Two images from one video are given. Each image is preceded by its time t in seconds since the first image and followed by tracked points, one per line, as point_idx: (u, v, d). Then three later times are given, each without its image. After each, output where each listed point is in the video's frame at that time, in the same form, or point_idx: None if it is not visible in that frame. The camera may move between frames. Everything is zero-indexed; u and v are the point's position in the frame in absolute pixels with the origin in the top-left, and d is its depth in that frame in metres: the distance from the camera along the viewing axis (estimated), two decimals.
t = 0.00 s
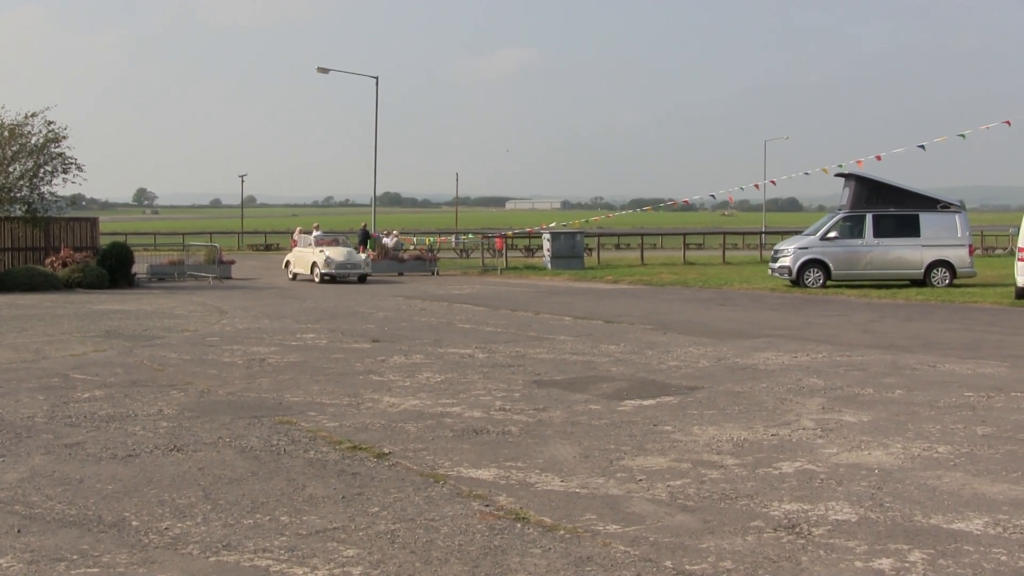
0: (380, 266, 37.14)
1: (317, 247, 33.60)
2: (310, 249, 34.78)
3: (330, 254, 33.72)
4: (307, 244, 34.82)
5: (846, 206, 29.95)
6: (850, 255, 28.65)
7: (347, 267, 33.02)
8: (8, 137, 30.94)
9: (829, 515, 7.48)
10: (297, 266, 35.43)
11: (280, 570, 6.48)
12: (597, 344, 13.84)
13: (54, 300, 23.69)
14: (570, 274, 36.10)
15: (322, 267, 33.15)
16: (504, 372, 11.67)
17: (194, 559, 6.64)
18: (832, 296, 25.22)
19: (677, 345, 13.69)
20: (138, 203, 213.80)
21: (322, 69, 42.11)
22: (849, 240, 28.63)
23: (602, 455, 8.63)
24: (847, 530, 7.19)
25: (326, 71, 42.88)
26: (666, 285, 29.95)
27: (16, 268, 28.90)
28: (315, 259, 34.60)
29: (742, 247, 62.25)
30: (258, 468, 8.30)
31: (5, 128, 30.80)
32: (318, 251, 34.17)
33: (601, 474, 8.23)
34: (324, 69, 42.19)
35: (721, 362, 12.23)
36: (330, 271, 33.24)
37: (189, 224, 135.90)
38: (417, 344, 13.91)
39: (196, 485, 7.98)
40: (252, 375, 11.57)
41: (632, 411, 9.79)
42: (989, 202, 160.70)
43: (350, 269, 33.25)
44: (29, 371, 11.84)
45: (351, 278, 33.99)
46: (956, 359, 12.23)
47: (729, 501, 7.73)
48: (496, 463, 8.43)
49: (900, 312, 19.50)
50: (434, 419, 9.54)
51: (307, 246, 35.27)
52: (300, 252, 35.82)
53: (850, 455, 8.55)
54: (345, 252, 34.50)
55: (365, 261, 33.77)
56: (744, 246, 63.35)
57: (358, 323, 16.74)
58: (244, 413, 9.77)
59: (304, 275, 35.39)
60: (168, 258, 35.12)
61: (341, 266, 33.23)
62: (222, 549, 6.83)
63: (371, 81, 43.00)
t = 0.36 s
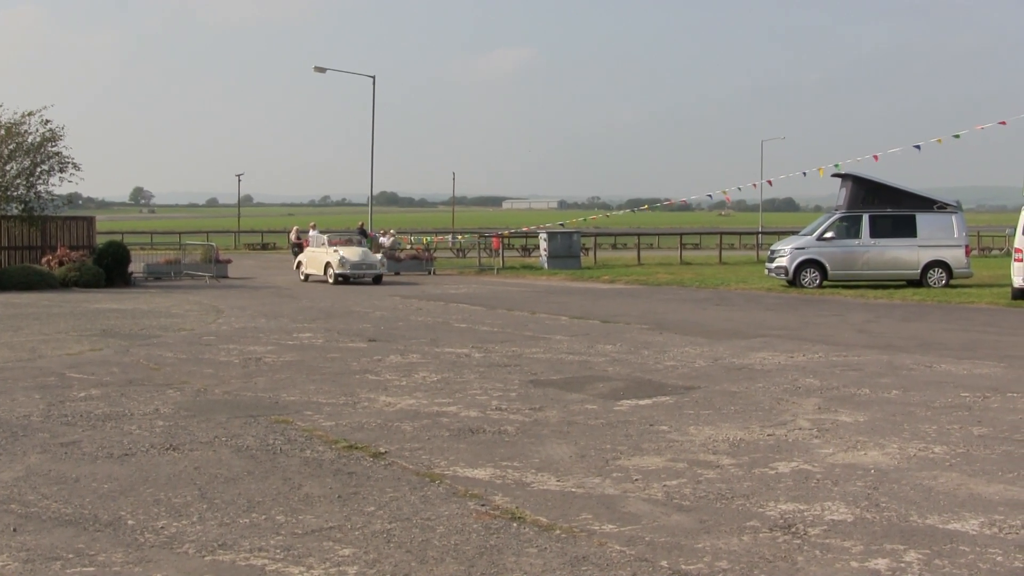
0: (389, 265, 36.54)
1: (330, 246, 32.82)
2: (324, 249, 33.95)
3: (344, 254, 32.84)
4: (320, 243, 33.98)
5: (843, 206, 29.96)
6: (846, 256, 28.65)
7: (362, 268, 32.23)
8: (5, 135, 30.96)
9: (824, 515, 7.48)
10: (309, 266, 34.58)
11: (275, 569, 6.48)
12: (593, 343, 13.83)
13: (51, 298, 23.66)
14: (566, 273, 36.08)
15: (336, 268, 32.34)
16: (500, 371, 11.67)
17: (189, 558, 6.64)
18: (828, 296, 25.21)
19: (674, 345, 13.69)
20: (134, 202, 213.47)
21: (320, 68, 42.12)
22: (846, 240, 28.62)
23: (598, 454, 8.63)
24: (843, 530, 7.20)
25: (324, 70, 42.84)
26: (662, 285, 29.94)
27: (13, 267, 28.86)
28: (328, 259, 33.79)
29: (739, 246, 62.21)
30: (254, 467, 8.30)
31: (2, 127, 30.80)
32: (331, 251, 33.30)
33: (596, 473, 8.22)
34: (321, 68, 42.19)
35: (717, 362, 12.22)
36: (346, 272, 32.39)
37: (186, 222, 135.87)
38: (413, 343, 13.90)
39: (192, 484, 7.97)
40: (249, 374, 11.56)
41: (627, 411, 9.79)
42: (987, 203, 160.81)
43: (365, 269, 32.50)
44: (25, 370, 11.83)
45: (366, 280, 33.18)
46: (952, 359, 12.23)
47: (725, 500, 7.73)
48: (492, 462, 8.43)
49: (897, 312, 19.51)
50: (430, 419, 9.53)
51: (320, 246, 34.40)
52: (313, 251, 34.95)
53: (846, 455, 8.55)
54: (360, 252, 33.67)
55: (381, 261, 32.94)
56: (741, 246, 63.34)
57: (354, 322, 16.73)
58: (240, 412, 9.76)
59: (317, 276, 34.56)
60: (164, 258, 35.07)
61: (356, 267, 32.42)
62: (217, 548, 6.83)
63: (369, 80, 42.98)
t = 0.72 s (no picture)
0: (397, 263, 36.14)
1: (346, 246, 32.17)
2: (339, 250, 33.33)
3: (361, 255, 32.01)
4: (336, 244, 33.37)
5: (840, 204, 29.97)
6: (843, 254, 28.66)
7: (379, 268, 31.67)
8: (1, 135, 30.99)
9: (822, 513, 7.49)
10: (323, 267, 33.94)
11: (273, 568, 6.48)
12: (590, 342, 13.84)
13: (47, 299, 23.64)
14: (564, 272, 36.11)
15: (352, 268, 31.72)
16: (497, 370, 11.67)
17: (186, 558, 6.64)
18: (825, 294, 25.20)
19: (671, 343, 13.69)
20: (131, 201, 213.29)
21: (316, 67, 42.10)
22: (843, 239, 28.62)
23: (596, 453, 8.63)
24: (840, 528, 7.21)
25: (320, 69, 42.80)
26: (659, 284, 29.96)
27: (10, 267, 28.83)
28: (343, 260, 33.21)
29: (736, 245, 62.28)
30: (252, 466, 8.30)
31: None
32: (347, 252, 32.52)
33: (594, 472, 8.23)
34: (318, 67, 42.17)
35: (714, 361, 12.23)
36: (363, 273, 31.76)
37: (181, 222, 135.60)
38: (411, 342, 13.90)
39: (189, 483, 7.97)
40: (246, 373, 11.56)
41: (625, 410, 9.79)
42: (984, 202, 160.99)
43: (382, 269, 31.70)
44: (22, 370, 11.83)
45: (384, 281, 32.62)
46: (949, 357, 12.24)
47: (723, 499, 7.74)
48: (489, 461, 8.43)
49: (894, 311, 19.52)
50: (427, 418, 9.53)
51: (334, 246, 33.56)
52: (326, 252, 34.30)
53: (844, 454, 8.55)
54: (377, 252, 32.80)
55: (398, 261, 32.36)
56: (738, 244, 63.49)
57: (351, 321, 16.73)
58: (237, 412, 9.76)
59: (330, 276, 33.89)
60: (161, 258, 35.05)
61: (372, 268, 31.83)
62: (215, 547, 6.83)
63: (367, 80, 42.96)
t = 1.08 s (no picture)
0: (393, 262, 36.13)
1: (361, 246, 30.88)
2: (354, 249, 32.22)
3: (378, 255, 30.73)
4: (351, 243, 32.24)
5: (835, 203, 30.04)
6: (838, 253, 28.67)
7: (397, 268, 30.60)
8: None
9: (816, 511, 7.51)
10: (336, 267, 32.81)
11: (269, 567, 6.49)
12: (585, 341, 13.84)
13: (42, 298, 23.59)
14: (559, 271, 36.14)
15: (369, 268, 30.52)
16: (493, 369, 11.67)
17: (182, 557, 6.64)
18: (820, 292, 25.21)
19: (666, 342, 13.70)
20: (127, 200, 212.88)
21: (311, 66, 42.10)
22: (838, 238, 28.64)
23: (592, 451, 8.63)
24: (835, 526, 7.24)
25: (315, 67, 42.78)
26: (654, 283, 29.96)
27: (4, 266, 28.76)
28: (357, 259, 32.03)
29: (731, 243, 62.28)
30: (247, 466, 8.29)
31: None
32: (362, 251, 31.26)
33: (589, 471, 8.23)
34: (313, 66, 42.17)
35: (709, 359, 12.24)
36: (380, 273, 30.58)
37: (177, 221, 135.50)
38: (406, 341, 13.90)
39: (184, 483, 7.97)
40: (241, 373, 11.54)
41: (620, 408, 9.79)
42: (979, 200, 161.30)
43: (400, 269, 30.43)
44: (17, 369, 11.80)
45: (400, 281, 31.63)
46: (944, 356, 12.26)
47: (718, 497, 7.75)
48: (485, 460, 8.43)
49: (889, 309, 19.55)
50: (423, 417, 9.52)
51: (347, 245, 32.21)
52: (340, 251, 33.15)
53: (839, 452, 8.56)
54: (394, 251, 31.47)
55: (415, 261, 31.23)
56: (734, 243, 63.53)
57: (346, 320, 16.73)
58: (232, 411, 9.75)
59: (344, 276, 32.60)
60: (156, 257, 35.01)
61: (390, 267, 30.75)
62: (211, 546, 6.83)
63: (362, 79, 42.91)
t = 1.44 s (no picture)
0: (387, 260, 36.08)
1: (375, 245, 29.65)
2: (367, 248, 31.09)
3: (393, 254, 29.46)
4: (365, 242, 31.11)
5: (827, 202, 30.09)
6: (830, 252, 28.70)
7: (413, 268, 29.39)
8: None
9: (808, 510, 7.55)
10: (347, 267, 31.62)
11: (261, 566, 6.49)
12: (578, 339, 13.85)
13: (34, 296, 23.52)
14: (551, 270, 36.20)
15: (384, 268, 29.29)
16: (485, 367, 11.68)
17: (173, 556, 6.63)
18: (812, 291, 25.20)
19: (659, 341, 13.71)
20: (120, 198, 212.39)
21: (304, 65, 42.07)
22: (830, 237, 28.67)
23: (583, 450, 8.63)
24: (826, 525, 7.27)
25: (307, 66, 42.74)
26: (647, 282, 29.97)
27: None
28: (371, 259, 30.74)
29: (724, 241, 62.32)
30: (239, 464, 8.28)
31: None
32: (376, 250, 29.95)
33: (581, 469, 8.23)
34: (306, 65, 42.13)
35: (701, 358, 12.25)
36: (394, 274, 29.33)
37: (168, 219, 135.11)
38: (399, 339, 13.90)
39: (176, 481, 7.96)
40: (234, 371, 11.53)
41: (612, 407, 9.78)
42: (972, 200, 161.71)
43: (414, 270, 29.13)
44: (8, 368, 11.77)
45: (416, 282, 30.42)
46: (937, 354, 12.28)
47: (710, 496, 7.76)
48: (477, 458, 8.43)
49: (881, 308, 19.61)
50: (415, 415, 9.51)
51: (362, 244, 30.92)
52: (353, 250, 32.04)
53: (831, 450, 8.57)
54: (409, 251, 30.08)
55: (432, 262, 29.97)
56: (726, 242, 63.64)
57: (339, 319, 16.73)
58: (224, 409, 9.74)
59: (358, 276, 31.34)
60: (148, 255, 34.92)
61: (404, 268, 29.54)
62: (202, 546, 6.83)
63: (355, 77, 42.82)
